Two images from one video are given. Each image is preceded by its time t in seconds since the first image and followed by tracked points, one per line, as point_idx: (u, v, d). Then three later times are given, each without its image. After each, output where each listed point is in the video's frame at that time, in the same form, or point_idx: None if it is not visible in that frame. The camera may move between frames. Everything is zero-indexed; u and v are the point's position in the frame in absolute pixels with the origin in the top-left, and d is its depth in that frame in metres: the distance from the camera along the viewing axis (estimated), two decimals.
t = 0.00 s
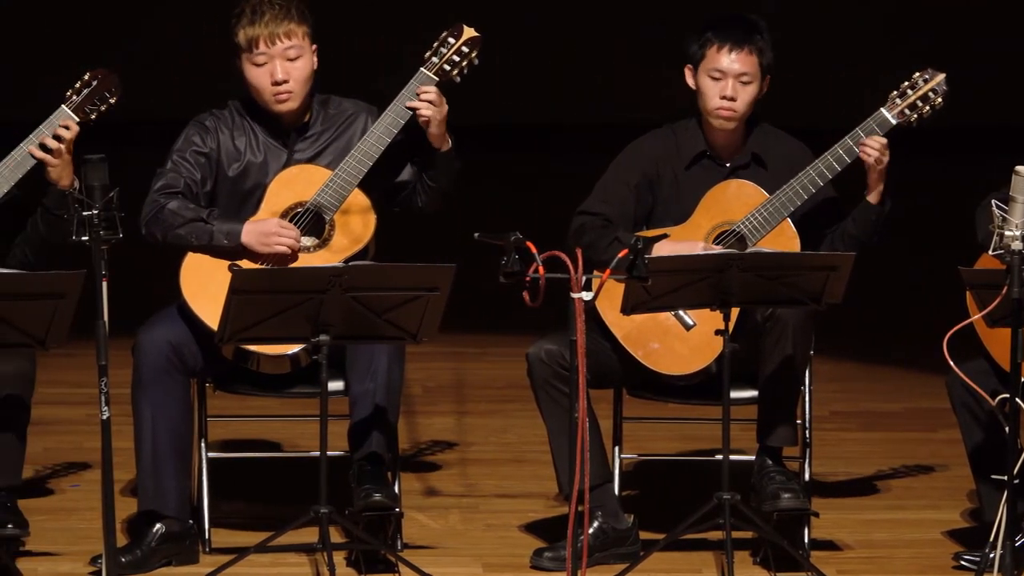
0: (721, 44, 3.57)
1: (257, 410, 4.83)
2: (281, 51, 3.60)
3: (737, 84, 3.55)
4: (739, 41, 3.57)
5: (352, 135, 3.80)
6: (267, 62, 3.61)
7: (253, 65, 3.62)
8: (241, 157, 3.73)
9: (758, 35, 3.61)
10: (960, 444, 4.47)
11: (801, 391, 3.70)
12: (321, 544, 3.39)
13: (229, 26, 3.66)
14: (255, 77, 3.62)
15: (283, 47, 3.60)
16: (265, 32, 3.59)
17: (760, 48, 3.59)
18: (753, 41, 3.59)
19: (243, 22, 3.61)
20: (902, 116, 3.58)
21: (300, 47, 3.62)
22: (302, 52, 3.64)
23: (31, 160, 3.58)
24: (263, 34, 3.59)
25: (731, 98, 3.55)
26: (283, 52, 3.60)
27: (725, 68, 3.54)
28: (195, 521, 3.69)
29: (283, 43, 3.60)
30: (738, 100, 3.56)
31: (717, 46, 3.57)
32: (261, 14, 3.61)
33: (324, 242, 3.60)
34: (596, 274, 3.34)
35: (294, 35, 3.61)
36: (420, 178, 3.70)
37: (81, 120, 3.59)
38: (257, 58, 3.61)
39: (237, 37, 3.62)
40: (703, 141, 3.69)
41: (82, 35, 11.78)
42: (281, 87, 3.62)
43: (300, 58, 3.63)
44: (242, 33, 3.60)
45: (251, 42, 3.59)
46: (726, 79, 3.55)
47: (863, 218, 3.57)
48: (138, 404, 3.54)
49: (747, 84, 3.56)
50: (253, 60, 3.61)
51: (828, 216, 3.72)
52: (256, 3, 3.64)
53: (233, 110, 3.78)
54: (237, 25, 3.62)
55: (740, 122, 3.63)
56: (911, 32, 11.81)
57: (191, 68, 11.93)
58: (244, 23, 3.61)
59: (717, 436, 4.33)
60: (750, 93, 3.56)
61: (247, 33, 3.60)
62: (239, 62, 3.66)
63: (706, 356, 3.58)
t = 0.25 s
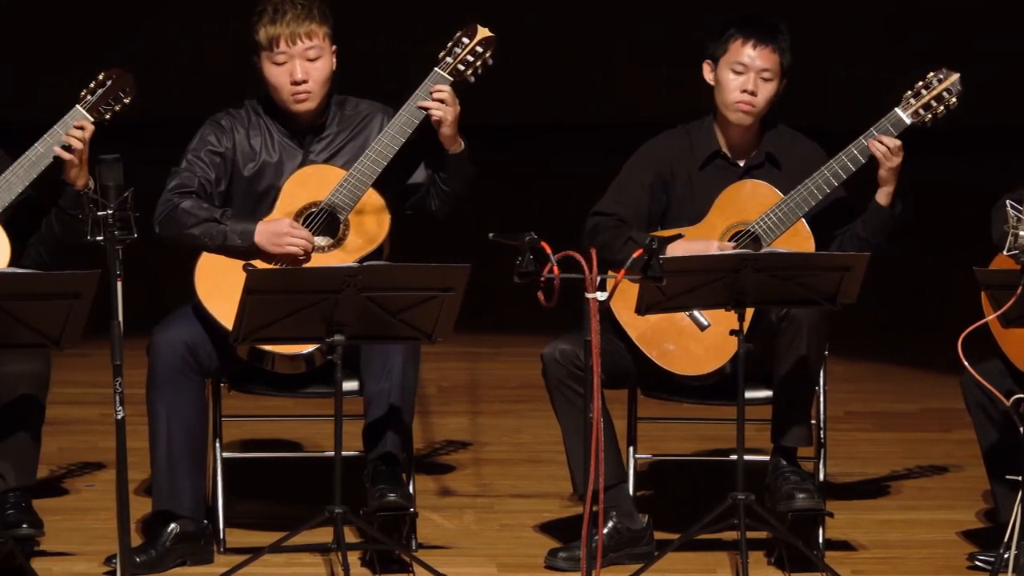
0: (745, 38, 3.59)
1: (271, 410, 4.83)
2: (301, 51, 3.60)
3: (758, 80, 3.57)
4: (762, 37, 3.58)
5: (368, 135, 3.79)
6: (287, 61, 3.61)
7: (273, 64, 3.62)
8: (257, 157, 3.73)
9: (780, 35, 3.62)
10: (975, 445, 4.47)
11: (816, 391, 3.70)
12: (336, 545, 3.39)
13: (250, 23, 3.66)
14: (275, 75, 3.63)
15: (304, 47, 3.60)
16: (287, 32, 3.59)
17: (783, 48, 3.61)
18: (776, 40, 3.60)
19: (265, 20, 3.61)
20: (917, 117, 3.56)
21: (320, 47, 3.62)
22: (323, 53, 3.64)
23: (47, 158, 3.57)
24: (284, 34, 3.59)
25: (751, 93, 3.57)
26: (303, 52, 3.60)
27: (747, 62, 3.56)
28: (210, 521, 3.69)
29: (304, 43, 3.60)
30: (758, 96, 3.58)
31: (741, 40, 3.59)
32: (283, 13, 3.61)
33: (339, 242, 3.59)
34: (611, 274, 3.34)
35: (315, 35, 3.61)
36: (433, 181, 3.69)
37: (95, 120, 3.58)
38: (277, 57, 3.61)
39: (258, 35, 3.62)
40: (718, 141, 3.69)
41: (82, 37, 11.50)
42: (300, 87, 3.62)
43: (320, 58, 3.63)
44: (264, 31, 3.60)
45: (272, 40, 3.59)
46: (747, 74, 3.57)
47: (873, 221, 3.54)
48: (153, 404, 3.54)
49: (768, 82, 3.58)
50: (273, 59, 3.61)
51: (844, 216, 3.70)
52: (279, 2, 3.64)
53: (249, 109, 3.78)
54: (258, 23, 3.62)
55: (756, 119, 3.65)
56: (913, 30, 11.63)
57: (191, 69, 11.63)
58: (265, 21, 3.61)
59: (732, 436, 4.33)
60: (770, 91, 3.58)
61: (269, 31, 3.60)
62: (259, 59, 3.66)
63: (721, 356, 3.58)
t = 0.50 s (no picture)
0: (752, 42, 3.58)
1: (285, 409, 4.83)
2: (348, 50, 3.62)
3: (767, 84, 3.56)
4: (769, 40, 3.57)
5: (380, 134, 3.78)
6: (338, 60, 3.60)
7: (324, 64, 3.59)
8: (269, 156, 3.72)
9: (788, 36, 3.61)
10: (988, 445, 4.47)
11: (829, 391, 3.70)
12: (349, 545, 3.39)
13: (290, 25, 3.61)
14: (326, 74, 3.60)
15: (350, 46, 3.62)
16: (336, 32, 3.59)
17: (791, 50, 3.59)
18: (783, 41, 3.59)
19: (313, 20, 3.59)
20: (930, 117, 3.54)
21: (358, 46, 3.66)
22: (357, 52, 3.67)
23: (61, 158, 3.57)
24: (337, 32, 3.59)
25: (760, 97, 3.56)
26: (351, 50, 3.62)
27: (755, 67, 3.55)
28: (222, 521, 3.69)
29: (351, 41, 3.62)
30: (768, 100, 3.57)
31: (748, 45, 3.58)
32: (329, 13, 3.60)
33: (352, 241, 3.58)
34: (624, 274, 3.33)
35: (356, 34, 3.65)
36: (445, 182, 3.67)
37: (108, 120, 3.59)
38: (331, 56, 3.59)
39: (309, 36, 3.58)
40: (731, 141, 3.68)
41: (81, 32, 12.00)
42: (350, 86, 3.63)
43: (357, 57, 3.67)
44: (318, 31, 3.58)
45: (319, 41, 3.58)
46: (755, 79, 3.56)
47: (886, 222, 3.54)
48: (166, 404, 3.54)
49: (777, 85, 3.57)
50: (325, 58, 3.59)
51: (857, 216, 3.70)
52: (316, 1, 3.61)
53: (262, 109, 3.78)
54: (301, 22, 3.60)
55: (769, 122, 3.63)
56: (905, 29, 12.03)
57: (191, 68, 12.13)
58: (312, 21, 3.59)
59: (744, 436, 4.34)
60: (779, 94, 3.57)
61: (321, 31, 3.58)
62: (303, 60, 3.60)
63: (733, 356, 3.57)
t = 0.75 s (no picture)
0: (759, 49, 3.56)
1: (300, 409, 4.82)
2: (373, 50, 3.65)
3: (777, 89, 3.54)
4: (777, 45, 3.56)
5: (397, 134, 3.77)
6: (365, 59, 3.63)
7: (353, 62, 3.61)
8: (286, 155, 3.72)
9: (797, 37, 3.58)
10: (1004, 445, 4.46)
11: (844, 391, 3.70)
12: (364, 545, 3.39)
13: (314, 28, 3.64)
14: (355, 73, 3.62)
15: (373, 46, 3.66)
16: (362, 30, 3.63)
17: (799, 51, 3.57)
18: (792, 44, 3.57)
19: (337, 21, 3.62)
20: (946, 117, 3.55)
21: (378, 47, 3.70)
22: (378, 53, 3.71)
23: (75, 158, 3.57)
24: (362, 32, 3.62)
25: (770, 103, 3.54)
26: (375, 50, 3.66)
27: (764, 73, 3.54)
28: (238, 520, 3.69)
29: (374, 41, 3.66)
30: (778, 105, 3.55)
31: (755, 51, 3.56)
32: (352, 14, 3.64)
33: (367, 241, 3.59)
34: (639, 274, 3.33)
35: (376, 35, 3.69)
36: (461, 182, 3.66)
37: (123, 120, 3.59)
38: (359, 55, 3.62)
39: (336, 36, 3.61)
40: (747, 141, 3.68)
41: (79, 32, 11.60)
42: (378, 83, 3.66)
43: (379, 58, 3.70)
44: (345, 30, 3.61)
45: (348, 38, 3.61)
46: (765, 84, 3.54)
47: (903, 221, 3.55)
48: (182, 403, 3.55)
49: (787, 88, 3.55)
50: (353, 57, 3.61)
51: (874, 217, 3.70)
52: (339, 3, 3.65)
53: (279, 108, 3.77)
54: (327, 23, 3.62)
55: (782, 124, 3.61)
56: (905, 28, 11.70)
57: (191, 69, 11.70)
58: (337, 22, 3.62)
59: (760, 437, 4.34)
60: (790, 97, 3.55)
61: (348, 30, 3.61)
62: (331, 61, 3.62)
63: (748, 356, 3.57)
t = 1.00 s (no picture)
0: (770, 52, 3.54)
1: (313, 409, 4.83)
2: (391, 50, 3.68)
3: (787, 92, 3.53)
4: (787, 48, 3.54)
5: (412, 134, 3.77)
6: (383, 59, 3.65)
7: (372, 63, 3.63)
8: (301, 154, 3.72)
9: (807, 39, 3.57)
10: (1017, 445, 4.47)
11: (857, 391, 3.70)
12: (378, 544, 3.39)
13: (332, 28, 3.66)
14: (374, 73, 3.64)
15: (391, 46, 3.69)
16: (380, 30, 3.65)
17: (809, 53, 3.55)
18: (801, 46, 3.55)
19: (356, 22, 3.64)
20: (959, 117, 3.53)
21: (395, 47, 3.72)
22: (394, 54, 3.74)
23: (89, 158, 3.55)
24: (381, 32, 3.64)
25: (781, 106, 3.53)
26: (392, 50, 3.69)
27: (775, 77, 3.52)
28: (251, 520, 3.69)
29: (392, 41, 3.69)
30: (789, 108, 3.53)
31: (765, 55, 3.55)
32: (370, 16, 3.66)
33: (381, 241, 3.60)
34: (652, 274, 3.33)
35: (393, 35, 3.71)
36: (478, 180, 3.68)
37: (137, 120, 3.60)
38: (377, 55, 3.64)
39: (355, 37, 3.63)
40: (760, 142, 3.68)
41: (80, 33, 12.05)
42: (396, 84, 3.68)
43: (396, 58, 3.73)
44: (364, 31, 3.63)
45: (369, 38, 3.63)
46: (775, 88, 3.53)
47: (918, 221, 3.55)
48: (196, 403, 3.55)
49: (799, 91, 3.53)
50: (372, 58, 3.63)
51: (886, 217, 3.70)
52: (357, 4, 3.68)
53: (294, 107, 3.78)
54: (346, 23, 3.64)
55: (795, 126, 3.61)
56: (904, 29, 12.09)
57: (191, 67, 12.14)
58: (356, 23, 3.64)
59: (773, 437, 4.34)
60: (801, 100, 3.53)
61: (367, 30, 3.63)
62: (350, 62, 3.64)
63: (762, 357, 3.57)
